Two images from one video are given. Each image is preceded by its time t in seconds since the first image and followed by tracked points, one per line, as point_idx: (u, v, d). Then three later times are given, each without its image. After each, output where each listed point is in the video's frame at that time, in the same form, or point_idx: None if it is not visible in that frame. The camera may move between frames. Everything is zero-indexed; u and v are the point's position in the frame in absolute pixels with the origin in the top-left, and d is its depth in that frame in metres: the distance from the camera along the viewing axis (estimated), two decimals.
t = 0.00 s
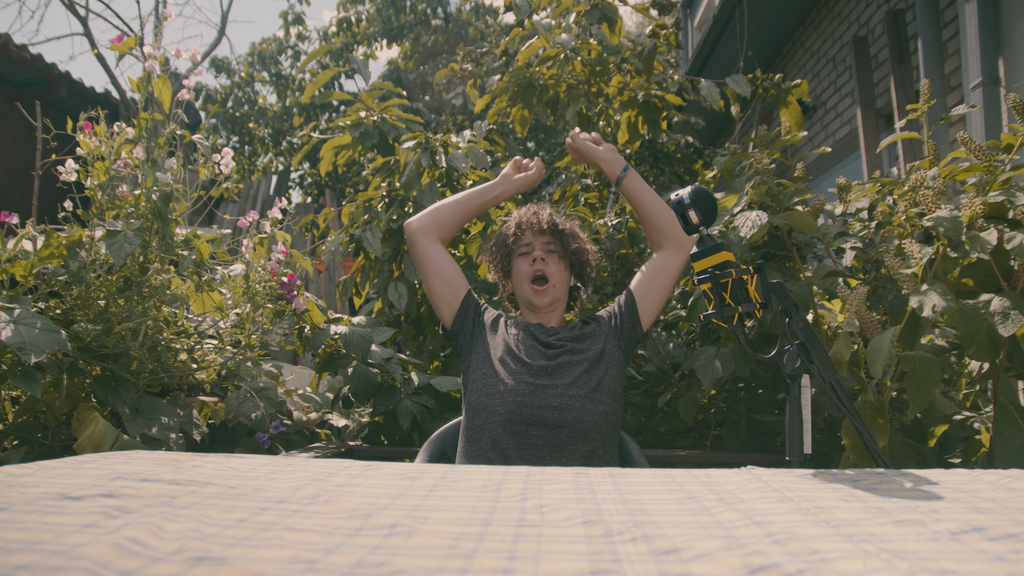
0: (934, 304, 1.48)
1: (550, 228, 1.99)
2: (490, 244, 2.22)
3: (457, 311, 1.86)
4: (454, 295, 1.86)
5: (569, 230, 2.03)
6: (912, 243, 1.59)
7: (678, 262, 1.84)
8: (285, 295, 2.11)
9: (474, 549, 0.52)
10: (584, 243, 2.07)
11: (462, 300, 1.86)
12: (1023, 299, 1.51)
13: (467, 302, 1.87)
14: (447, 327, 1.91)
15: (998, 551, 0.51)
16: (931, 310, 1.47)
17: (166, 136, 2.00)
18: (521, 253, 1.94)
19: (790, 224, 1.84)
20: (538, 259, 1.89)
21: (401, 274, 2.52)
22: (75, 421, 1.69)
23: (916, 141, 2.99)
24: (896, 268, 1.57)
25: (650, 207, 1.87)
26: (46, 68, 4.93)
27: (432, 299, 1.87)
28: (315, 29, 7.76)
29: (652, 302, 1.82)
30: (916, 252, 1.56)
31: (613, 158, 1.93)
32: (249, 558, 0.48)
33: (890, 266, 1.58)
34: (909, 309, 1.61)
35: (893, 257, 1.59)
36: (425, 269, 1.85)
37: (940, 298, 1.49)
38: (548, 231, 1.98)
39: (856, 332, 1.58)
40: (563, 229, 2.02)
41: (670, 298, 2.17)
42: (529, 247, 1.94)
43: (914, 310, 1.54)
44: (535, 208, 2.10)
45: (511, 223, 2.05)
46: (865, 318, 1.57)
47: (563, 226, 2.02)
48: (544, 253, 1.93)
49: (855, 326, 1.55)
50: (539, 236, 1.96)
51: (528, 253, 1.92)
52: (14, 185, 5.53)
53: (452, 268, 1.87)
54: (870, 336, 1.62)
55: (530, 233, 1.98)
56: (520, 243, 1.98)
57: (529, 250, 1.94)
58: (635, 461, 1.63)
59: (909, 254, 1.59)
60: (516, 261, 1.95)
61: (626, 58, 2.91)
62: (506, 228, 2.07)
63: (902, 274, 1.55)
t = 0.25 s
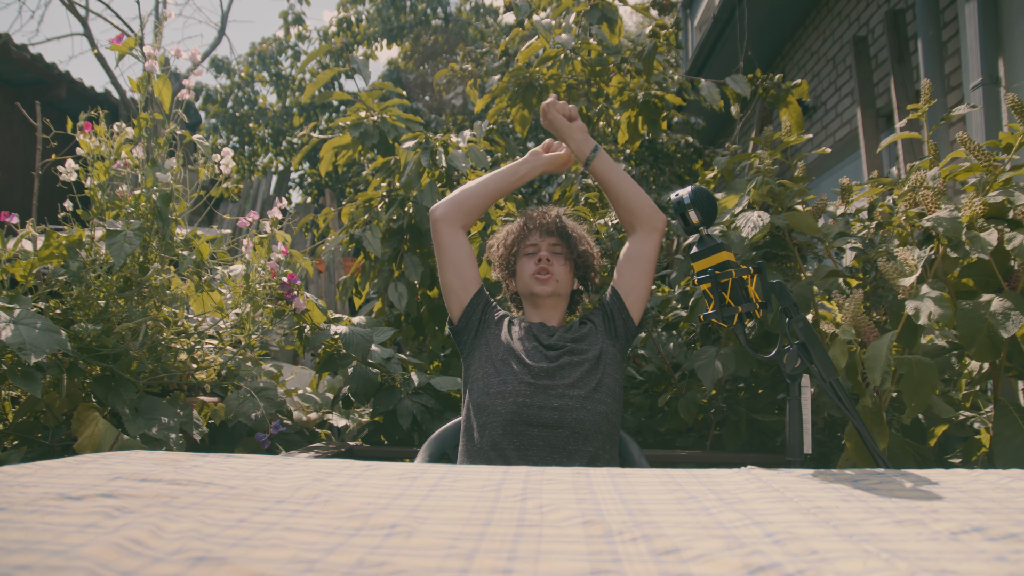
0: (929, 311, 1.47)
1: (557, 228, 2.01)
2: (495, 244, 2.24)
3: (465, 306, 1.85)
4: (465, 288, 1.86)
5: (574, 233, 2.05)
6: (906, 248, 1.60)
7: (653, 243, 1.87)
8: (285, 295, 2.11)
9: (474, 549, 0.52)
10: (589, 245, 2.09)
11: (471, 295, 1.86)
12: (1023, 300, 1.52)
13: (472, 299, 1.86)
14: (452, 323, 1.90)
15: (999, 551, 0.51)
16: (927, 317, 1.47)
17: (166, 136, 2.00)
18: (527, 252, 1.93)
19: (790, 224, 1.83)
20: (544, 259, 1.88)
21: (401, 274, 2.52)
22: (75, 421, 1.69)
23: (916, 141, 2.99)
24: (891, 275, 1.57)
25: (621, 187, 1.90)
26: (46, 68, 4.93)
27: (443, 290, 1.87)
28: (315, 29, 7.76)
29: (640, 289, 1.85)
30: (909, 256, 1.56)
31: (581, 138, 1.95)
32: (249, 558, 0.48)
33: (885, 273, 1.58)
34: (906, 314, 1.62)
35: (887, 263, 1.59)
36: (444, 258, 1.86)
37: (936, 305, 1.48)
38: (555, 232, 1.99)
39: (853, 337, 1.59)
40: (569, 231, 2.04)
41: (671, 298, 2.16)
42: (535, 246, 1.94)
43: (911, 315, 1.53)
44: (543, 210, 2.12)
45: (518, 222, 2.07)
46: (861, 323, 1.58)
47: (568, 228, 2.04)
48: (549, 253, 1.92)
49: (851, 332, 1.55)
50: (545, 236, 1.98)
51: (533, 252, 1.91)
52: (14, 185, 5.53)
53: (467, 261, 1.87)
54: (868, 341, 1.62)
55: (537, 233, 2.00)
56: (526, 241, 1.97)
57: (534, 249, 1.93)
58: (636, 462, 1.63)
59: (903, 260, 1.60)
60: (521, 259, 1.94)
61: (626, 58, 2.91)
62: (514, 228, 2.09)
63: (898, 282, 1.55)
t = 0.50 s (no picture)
0: (924, 305, 1.47)
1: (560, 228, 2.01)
2: (496, 244, 2.23)
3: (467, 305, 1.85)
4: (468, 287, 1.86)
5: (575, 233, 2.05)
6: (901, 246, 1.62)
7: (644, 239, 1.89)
8: (285, 295, 2.11)
9: (474, 549, 0.52)
10: (590, 247, 2.09)
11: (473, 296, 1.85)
12: None
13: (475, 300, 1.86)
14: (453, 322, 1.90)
15: (998, 551, 0.51)
16: (922, 311, 1.47)
17: (166, 136, 2.00)
18: (529, 250, 1.94)
19: (790, 224, 1.83)
20: (546, 257, 1.89)
21: (401, 274, 2.52)
22: (75, 421, 1.69)
23: (916, 141, 2.99)
24: (886, 272, 1.57)
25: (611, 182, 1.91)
26: (46, 68, 4.93)
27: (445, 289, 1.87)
28: (315, 29, 7.76)
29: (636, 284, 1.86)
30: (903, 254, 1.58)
31: (567, 135, 1.94)
32: (249, 558, 0.48)
33: (880, 271, 1.58)
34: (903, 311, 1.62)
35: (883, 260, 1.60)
36: (448, 256, 1.86)
37: (930, 300, 1.49)
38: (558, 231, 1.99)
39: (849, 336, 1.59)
40: (570, 232, 2.04)
41: (671, 298, 2.15)
42: (538, 245, 1.94)
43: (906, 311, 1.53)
44: (545, 209, 2.12)
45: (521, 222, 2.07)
46: (858, 322, 1.59)
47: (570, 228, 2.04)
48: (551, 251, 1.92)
49: (848, 331, 1.56)
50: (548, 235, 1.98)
51: (536, 250, 1.92)
52: (14, 185, 5.53)
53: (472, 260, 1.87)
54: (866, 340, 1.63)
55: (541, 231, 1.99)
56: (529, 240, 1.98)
57: (537, 247, 1.93)
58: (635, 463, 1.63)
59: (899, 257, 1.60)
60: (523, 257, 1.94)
61: (626, 58, 2.91)
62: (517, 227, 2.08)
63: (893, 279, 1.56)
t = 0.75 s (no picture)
0: (931, 308, 1.47)
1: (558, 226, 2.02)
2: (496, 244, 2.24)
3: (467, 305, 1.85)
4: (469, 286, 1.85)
5: (574, 232, 2.06)
6: (909, 247, 1.60)
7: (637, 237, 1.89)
8: (285, 295, 2.11)
9: (474, 549, 0.52)
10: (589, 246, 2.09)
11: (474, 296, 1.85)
12: None
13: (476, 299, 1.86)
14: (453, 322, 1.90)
15: (998, 551, 0.51)
16: (929, 314, 1.47)
17: (166, 136, 2.00)
18: (528, 247, 1.94)
19: (790, 224, 1.83)
20: (544, 254, 1.89)
21: (401, 274, 2.52)
22: (75, 421, 1.69)
23: (916, 141, 2.99)
24: (894, 272, 1.56)
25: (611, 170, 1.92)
26: (46, 67, 4.93)
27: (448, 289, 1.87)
28: (315, 29, 7.76)
29: (629, 281, 1.86)
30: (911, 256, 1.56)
31: (581, 115, 1.96)
32: (249, 558, 0.48)
33: (888, 271, 1.57)
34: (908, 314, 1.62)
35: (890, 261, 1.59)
36: (451, 256, 1.85)
37: (937, 301, 1.49)
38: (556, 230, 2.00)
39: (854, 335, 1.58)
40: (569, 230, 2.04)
41: (671, 298, 2.15)
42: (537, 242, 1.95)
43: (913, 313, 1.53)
44: (544, 209, 2.13)
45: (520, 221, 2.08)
46: (863, 322, 1.57)
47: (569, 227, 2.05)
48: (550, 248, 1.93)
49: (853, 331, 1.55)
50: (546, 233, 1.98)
51: (535, 248, 1.92)
52: (14, 185, 5.53)
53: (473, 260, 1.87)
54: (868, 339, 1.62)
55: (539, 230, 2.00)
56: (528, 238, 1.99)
57: (536, 245, 1.94)
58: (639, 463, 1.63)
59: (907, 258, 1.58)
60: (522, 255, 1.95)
61: (626, 58, 2.91)
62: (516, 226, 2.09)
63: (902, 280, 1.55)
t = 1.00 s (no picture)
0: (931, 309, 1.46)
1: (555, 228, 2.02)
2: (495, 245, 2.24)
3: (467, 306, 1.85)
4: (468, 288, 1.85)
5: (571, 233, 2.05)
6: (909, 248, 1.58)
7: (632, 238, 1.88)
8: (285, 295, 2.11)
9: (473, 549, 0.52)
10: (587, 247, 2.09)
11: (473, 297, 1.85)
12: None
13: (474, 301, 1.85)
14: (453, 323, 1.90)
15: (998, 551, 0.51)
16: (930, 315, 1.46)
17: (166, 136, 2.00)
18: (526, 248, 1.94)
19: (790, 224, 1.83)
20: (542, 254, 1.89)
21: (401, 274, 2.52)
22: (75, 421, 1.69)
23: (916, 141, 2.99)
24: (895, 273, 1.56)
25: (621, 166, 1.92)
26: (46, 68, 4.94)
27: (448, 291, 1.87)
28: (315, 29, 7.76)
29: (627, 281, 1.86)
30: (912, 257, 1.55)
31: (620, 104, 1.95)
32: (249, 557, 0.48)
33: (888, 272, 1.57)
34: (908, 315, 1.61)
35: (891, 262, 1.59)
36: (451, 257, 1.86)
37: (937, 303, 1.48)
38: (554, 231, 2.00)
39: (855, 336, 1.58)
40: (565, 231, 2.04)
41: (671, 298, 2.15)
42: (535, 243, 1.95)
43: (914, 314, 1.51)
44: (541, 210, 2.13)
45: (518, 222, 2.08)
46: (863, 322, 1.57)
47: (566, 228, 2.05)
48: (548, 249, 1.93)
49: (854, 331, 1.55)
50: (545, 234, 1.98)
51: (533, 249, 1.92)
52: (14, 185, 5.53)
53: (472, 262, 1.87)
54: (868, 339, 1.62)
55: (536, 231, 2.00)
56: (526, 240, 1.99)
57: (534, 245, 1.94)
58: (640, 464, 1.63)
59: (905, 258, 1.58)
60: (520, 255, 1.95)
61: (626, 58, 2.91)
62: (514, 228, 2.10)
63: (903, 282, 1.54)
